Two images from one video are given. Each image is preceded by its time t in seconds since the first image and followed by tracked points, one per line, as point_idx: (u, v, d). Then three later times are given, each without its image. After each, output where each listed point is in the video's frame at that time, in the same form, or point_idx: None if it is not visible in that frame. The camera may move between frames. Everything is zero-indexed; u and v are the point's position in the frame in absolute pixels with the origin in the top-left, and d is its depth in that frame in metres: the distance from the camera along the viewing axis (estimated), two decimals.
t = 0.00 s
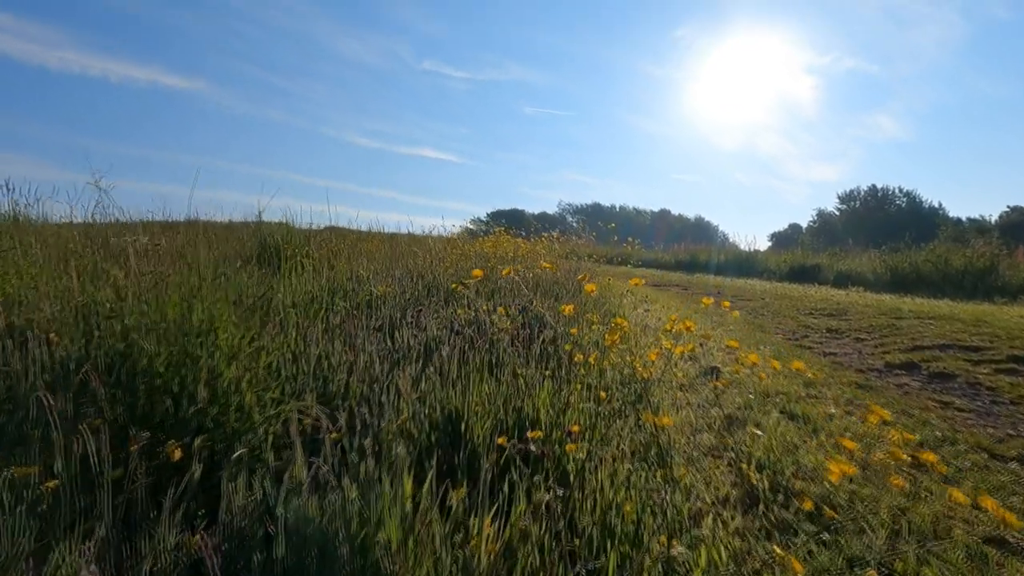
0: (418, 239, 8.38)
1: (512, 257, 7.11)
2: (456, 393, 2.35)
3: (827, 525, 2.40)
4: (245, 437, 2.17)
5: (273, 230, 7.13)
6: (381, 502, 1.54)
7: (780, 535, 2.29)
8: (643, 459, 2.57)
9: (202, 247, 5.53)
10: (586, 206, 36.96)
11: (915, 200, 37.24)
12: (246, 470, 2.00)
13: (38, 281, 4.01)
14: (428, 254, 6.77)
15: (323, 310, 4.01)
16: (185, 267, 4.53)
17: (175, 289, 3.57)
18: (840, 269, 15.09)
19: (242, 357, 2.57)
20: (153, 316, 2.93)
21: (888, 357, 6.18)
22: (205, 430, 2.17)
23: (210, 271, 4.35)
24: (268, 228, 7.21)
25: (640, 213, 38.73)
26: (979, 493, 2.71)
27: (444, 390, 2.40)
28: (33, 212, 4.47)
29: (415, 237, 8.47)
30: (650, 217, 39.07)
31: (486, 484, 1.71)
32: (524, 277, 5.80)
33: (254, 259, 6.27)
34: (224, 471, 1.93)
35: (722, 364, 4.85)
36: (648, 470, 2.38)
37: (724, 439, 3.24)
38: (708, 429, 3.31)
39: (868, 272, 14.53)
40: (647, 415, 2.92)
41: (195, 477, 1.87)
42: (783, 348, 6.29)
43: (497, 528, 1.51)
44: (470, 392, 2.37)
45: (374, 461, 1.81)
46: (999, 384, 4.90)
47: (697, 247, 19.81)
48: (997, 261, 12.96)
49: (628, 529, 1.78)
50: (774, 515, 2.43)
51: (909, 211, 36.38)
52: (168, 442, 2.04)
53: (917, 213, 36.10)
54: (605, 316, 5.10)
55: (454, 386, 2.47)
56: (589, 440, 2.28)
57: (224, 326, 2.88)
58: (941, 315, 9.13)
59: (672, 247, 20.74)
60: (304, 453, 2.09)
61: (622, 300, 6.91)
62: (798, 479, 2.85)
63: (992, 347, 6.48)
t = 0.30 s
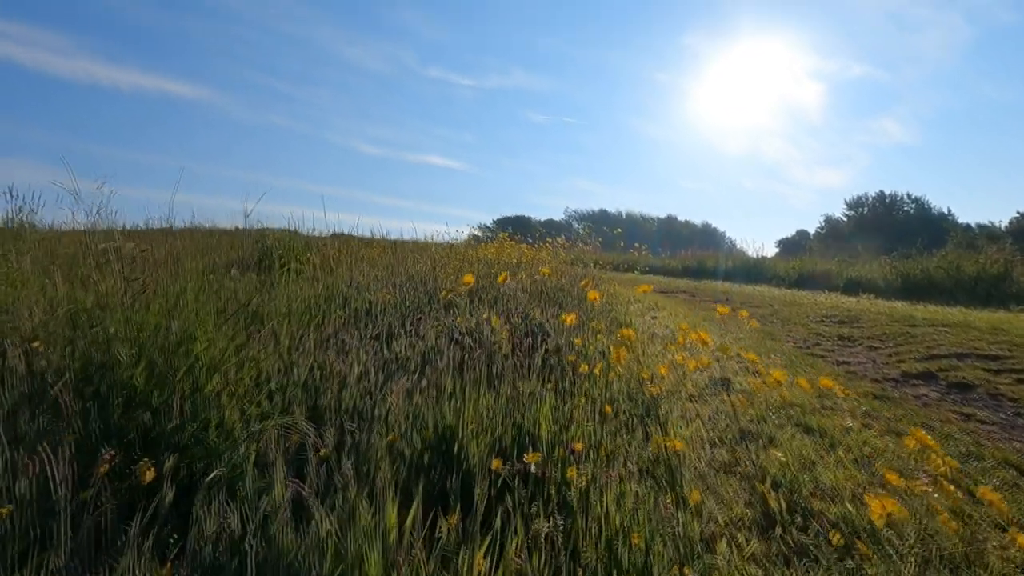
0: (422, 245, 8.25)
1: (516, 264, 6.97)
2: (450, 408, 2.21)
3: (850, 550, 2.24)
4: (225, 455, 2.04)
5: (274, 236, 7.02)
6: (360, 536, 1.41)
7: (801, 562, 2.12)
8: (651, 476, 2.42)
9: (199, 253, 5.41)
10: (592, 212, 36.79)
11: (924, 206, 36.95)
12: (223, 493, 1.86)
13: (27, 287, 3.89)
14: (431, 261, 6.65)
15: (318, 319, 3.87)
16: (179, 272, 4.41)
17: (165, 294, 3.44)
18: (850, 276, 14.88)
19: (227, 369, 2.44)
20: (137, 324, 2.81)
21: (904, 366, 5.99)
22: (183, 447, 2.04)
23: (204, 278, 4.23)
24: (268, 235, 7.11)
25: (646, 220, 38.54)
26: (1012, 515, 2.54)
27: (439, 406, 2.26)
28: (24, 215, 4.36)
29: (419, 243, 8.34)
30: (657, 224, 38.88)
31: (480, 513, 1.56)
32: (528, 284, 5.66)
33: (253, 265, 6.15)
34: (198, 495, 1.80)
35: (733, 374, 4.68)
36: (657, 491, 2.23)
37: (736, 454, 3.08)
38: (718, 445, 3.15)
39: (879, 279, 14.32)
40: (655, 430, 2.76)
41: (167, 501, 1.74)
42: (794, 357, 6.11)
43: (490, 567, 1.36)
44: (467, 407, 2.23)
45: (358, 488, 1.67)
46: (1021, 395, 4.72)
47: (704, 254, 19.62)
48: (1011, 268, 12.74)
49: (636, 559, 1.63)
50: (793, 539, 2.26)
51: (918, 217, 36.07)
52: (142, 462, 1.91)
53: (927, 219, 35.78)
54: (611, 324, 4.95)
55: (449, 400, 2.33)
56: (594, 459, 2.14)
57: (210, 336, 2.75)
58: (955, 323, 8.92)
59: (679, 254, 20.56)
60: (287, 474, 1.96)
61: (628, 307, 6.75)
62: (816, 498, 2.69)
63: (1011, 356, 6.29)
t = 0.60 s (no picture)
0: (422, 253, 8.11)
1: (517, 273, 6.83)
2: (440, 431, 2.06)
3: None
4: (197, 484, 1.89)
5: (271, 244, 6.89)
6: None
7: None
8: (656, 505, 2.27)
9: (191, 261, 5.27)
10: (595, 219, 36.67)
11: (929, 213, 36.77)
12: (192, 528, 1.72)
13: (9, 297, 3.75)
14: (429, 269, 6.51)
15: (309, 331, 3.73)
16: (167, 280, 4.26)
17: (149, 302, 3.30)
18: (856, 284, 14.71)
19: (205, 387, 2.30)
20: (115, 337, 2.66)
21: (916, 377, 5.83)
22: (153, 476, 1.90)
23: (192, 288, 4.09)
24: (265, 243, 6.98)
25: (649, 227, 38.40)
26: None
27: (429, 430, 2.12)
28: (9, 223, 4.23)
29: (418, 251, 8.21)
30: (660, 231, 38.74)
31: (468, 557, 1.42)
32: (529, 294, 5.52)
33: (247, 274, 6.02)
34: (163, 531, 1.65)
35: (740, 387, 4.52)
36: (662, 522, 2.08)
37: (745, 476, 2.92)
38: (726, 466, 3.00)
39: (885, 287, 14.14)
40: (660, 451, 2.61)
41: (128, 538, 1.60)
42: (802, 368, 5.95)
43: None
44: (459, 432, 2.09)
45: (335, 529, 1.53)
46: None
47: (708, 261, 19.46)
48: (1020, 275, 12.56)
49: None
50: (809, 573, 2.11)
51: (923, 224, 35.90)
52: (105, 492, 1.76)
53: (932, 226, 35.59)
54: (612, 336, 4.80)
55: (439, 422, 2.19)
56: (594, 492, 1.99)
57: (191, 351, 2.61)
58: (964, 332, 8.76)
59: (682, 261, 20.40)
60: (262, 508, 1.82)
61: (631, 317, 6.60)
62: (831, 524, 2.54)
63: None
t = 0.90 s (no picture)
0: (420, 258, 8.01)
1: (517, 279, 6.72)
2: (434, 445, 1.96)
3: None
4: (174, 504, 1.78)
5: (267, 249, 6.79)
6: None
7: None
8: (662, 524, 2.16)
9: (184, 265, 5.16)
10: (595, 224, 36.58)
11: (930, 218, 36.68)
12: (165, 553, 1.61)
13: None
14: (427, 275, 6.40)
15: (301, 340, 3.61)
16: (157, 285, 4.15)
17: (135, 305, 3.18)
18: (858, 289, 14.60)
19: (187, 400, 2.19)
20: (96, 343, 2.55)
21: (924, 385, 5.71)
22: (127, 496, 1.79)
23: (183, 294, 3.99)
24: (261, 248, 6.88)
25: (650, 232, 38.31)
26: None
27: (421, 445, 2.01)
28: None
29: (417, 255, 8.10)
30: (661, 235, 38.66)
31: None
32: (529, 301, 5.41)
33: (242, 281, 5.92)
34: (133, 557, 1.54)
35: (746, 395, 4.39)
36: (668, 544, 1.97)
37: (753, 490, 2.81)
38: (733, 480, 2.88)
39: (888, 291, 14.03)
40: (664, 466, 2.50)
41: (95, 565, 1.48)
42: (808, 375, 5.83)
43: None
44: (453, 449, 1.98)
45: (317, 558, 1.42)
46: None
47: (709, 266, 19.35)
48: None
49: None
50: None
51: (924, 228, 35.79)
52: (75, 514, 1.65)
53: (933, 231, 35.49)
54: (614, 343, 4.69)
55: (432, 438, 2.08)
56: (597, 512, 1.89)
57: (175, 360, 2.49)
58: (970, 337, 8.65)
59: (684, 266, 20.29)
60: (242, 530, 1.71)
61: (633, 322, 6.48)
62: (845, 543, 2.42)
63: None
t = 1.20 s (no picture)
0: (419, 263, 7.91)
1: (516, 285, 6.61)
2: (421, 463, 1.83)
3: None
4: (139, 530, 1.66)
5: (262, 254, 6.69)
6: None
7: None
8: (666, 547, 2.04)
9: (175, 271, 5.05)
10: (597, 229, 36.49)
11: (933, 223, 36.56)
12: None
13: None
14: (425, 281, 6.30)
15: (290, 350, 3.50)
16: (145, 290, 4.04)
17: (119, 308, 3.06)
18: (861, 294, 14.48)
19: (160, 417, 2.07)
20: (71, 352, 2.43)
21: (933, 394, 5.58)
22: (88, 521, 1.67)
23: (171, 302, 3.88)
24: (256, 253, 6.77)
25: (651, 237, 38.20)
26: None
27: (408, 465, 1.88)
28: None
29: (415, 261, 8.00)
30: (662, 241, 38.56)
31: None
32: (527, 307, 5.30)
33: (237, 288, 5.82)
34: None
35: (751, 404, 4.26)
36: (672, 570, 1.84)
37: (759, 508, 2.68)
38: (740, 497, 2.76)
39: (891, 297, 13.90)
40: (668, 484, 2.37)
41: None
42: (813, 383, 5.71)
43: None
44: (441, 469, 1.86)
45: None
46: None
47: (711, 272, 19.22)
48: None
49: None
50: None
51: (927, 234, 35.67)
52: (30, 545, 1.53)
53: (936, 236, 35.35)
54: (615, 352, 4.57)
55: (420, 456, 1.96)
56: (597, 537, 1.76)
57: (151, 374, 2.38)
58: (977, 344, 8.52)
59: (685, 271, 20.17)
60: (211, 559, 1.59)
61: (634, 329, 6.36)
62: (859, 567, 2.30)
63: None
